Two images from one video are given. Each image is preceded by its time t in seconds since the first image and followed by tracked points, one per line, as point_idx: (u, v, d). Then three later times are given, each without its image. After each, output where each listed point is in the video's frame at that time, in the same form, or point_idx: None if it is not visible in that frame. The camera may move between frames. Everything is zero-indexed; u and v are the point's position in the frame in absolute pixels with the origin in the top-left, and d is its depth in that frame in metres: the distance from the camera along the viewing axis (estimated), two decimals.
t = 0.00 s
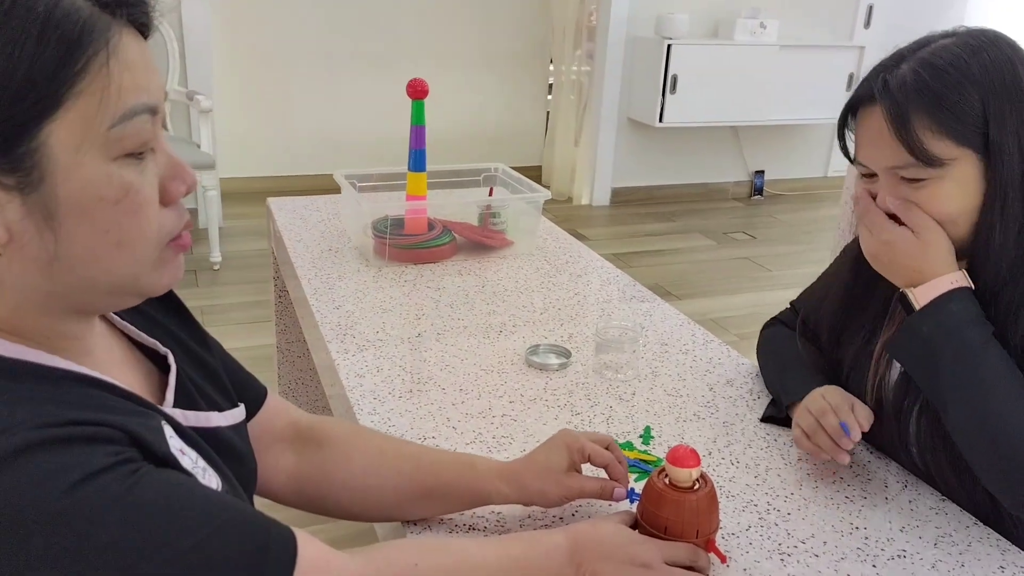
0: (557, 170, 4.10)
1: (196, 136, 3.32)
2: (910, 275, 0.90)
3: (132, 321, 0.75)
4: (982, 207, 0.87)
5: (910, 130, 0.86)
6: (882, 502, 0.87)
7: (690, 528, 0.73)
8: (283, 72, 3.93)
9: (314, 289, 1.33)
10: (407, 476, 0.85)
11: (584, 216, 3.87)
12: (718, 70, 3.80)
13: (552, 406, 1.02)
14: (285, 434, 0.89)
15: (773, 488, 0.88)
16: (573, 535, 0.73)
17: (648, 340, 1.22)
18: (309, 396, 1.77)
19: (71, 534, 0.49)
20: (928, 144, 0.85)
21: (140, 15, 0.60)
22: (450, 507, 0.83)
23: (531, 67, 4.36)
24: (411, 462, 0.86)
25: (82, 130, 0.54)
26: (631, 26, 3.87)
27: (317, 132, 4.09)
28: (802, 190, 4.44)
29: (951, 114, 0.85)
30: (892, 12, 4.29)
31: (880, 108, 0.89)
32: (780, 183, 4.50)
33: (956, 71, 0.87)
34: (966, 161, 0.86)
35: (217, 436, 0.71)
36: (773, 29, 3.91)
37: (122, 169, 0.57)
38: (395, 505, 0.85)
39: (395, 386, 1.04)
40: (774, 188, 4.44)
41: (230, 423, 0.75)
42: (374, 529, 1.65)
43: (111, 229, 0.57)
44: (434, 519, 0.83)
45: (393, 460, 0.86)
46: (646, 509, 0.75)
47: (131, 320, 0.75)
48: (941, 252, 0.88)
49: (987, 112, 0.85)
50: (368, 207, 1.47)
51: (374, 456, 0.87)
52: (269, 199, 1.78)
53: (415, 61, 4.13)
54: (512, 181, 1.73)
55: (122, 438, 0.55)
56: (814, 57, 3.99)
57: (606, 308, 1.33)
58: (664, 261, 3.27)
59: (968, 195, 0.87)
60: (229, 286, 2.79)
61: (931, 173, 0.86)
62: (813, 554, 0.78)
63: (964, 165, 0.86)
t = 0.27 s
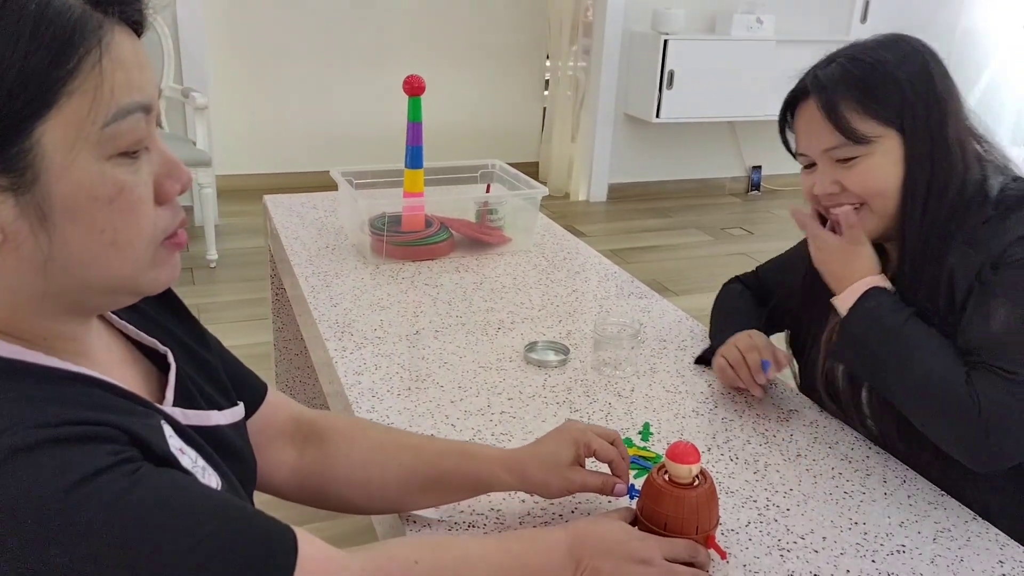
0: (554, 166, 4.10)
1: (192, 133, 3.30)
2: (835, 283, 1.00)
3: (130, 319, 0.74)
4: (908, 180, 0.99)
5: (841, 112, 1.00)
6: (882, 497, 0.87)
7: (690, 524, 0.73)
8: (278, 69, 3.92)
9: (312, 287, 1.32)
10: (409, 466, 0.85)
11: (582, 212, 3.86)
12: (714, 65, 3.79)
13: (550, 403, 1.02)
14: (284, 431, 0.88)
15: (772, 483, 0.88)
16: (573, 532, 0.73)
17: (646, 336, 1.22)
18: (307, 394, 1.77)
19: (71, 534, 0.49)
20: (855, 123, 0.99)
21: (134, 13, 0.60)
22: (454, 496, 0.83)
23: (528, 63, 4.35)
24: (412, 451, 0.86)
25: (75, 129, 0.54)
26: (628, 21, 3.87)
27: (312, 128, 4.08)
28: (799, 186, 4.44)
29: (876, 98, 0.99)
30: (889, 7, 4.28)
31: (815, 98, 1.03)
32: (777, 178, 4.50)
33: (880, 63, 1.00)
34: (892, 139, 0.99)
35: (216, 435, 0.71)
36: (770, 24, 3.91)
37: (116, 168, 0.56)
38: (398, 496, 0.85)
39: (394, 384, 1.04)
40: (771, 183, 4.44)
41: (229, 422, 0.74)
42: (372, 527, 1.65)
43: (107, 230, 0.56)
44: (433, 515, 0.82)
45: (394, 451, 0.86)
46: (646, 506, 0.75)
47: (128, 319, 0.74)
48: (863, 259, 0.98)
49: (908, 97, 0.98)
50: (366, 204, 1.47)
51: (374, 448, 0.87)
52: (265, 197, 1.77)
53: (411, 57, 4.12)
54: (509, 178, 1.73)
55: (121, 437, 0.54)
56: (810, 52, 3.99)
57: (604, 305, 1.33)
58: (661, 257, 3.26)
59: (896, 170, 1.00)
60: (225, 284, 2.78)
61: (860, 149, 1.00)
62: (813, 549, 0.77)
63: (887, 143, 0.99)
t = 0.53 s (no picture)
0: (552, 163, 4.09)
1: (190, 131, 3.30)
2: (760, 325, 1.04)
3: (126, 319, 0.74)
4: (816, 184, 1.06)
5: (756, 122, 1.07)
6: (881, 494, 0.87)
7: (689, 522, 0.73)
8: (275, 66, 3.91)
9: (310, 285, 1.32)
10: (408, 460, 0.85)
11: (580, 209, 3.86)
12: (712, 62, 3.79)
13: (550, 401, 1.02)
14: (283, 428, 0.88)
15: (772, 480, 0.88)
16: (572, 530, 0.73)
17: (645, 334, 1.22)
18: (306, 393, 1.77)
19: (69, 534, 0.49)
20: (768, 132, 1.07)
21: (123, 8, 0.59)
22: (453, 490, 0.83)
23: (526, 60, 4.35)
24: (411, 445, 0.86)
25: (67, 127, 0.53)
26: (625, 18, 3.87)
27: (310, 125, 4.07)
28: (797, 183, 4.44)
29: (786, 107, 1.06)
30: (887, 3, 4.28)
31: (734, 109, 1.10)
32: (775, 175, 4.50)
33: (791, 75, 1.08)
34: (802, 144, 1.07)
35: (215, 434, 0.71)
36: (768, 21, 3.91)
37: (110, 166, 0.56)
38: (399, 491, 0.84)
39: (393, 382, 1.04)
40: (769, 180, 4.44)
41: (227, 421, 0.74)
42: (371, 525, 1.65)
43: (102, 228, 0.56)
44: (432, 512, 0.82)
45: (394, 447, 0.86)
46: (645, 504, 0.75)
47: (125, 318, 0.74)
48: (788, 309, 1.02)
49: (815, 105, 1.05)
50: (364, 202, 1.46)
51: (374, 443, 0.87)
52: (262, 196, 1.77)
53: (409, 54, 4.12)
54: (508, 176, 1.73)
55: (120, 438, 0.54)
56: (808, 48, 3.99)
57: (603, 302, 1.32)
58: (659, 254, 3.27)
59: (806, 174, 1.07)
60: (223, 283, 2.78)
61: (776, 155, 1.07)
62: (813, 547, 0.77)
63: (799, 148, 1.07)
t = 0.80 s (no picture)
0: (550, 161, 4.09)
1: (187, 129, 3.28)
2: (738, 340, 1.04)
3: (123, 318, 0.74)
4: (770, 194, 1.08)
5: (707, 137, 1.08)
6: (880, 491, 0.87)
7: (688, 518, 0.73)
8: (272, 64, 3.90)
9: (308, 282, 1.32)
10: (404, 457, 0.85)
11: (578, 207, 3.86)
12: (710, 59, 3.79)
13: (548, 398, 1.02)
14: (283, 426, 0.88)
15: (770, 478, 0.88)
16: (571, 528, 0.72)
17: (644, 331, 1.22)
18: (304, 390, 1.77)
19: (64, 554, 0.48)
20: (719, 147, 1.08)
21: None
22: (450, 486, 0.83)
23: (523, 58, 4.34)
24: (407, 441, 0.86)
25: (55, 117, 0.53)
26: (623, 16, 3.86)
27: (307, 123, 4.06)
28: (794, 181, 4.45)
29: (735, 122, 1.08)
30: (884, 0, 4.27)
31: (684, 125, 1.11)
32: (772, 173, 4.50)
33: (734, 92, 1.10)
34: (754, 157, 1.08)
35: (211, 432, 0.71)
36: (765, 18, 3.91)
37: (101, 156, 0.56)
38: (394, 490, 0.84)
39: (391, 379, 1.04)
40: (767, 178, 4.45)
41: (223, 424, 0.74)
42: (371, 523, 1.65)
43: (93, 219, 0.56)
44: (431, 509, 0.82)
45: (390, 443, 0.86)
46: (644, 502, 0.75)
47: (121, 317, 0.74)
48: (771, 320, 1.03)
49: (761, 120, 1.08)
50: (362, 199, 1.46)
51: (370, 440, 0.87)
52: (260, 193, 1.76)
53: (406, 52, 4.11)
54: (506, 173, 1.73)
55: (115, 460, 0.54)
56: (806, 46, 3.99)
57: (601, 299, 1.32)
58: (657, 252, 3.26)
59: (760, 185, 1.09)
60: (221, 281, 2.77)
61: (730, 168, 1.09)
62: (811, 543, 0.77)
63: (751, 159, 1.08)
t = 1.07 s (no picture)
0: (548, 159, 4.09)
1: (186, 128, 3.28)
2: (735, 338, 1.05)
3: (123, 317, 0.74)
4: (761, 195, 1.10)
5: (696, 142, 1.09)
6: (878, 487, 0.87)
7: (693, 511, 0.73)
8: (271, 62, 3.90)
9: (307, 280, 1.32)
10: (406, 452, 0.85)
11: (576, 205, 3.87)
12: (708, 58, 3.79)
13: (547, 396, 1.02)
14: (284, 422, 0.88)
15: (768, 474, 0.88)
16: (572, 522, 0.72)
17: (642, 328, 1.22)
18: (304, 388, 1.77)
19: (62, 556, 0.48)
20: (709, 151, 1.09)
21: None
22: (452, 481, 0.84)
23: (522, 56, 4.34)
24: (408, 436, 0.86)
25: (54, 115, 0.53)
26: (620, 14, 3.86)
27: (306, 121, 4.06)
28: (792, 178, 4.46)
29: (723, 126, 1.09)
30: None
31: (672, 132, 1.12)
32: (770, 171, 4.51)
33: (719, 98, 1.12)
34: (743, 160, 1.10)
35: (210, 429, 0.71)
36: (763, 16, 3.91)
37: (99, 155, 0.56)
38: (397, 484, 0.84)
39: (390, 377, 1.04)
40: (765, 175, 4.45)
41: (221, 421, 0.74)
42: (370, 519, 1.65)
43: (91, 217, 0.56)
44: (432, 506, 0.82)
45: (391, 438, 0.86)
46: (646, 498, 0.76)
47: (121, 317, 0.74)
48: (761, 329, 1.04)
49: (747, 124, 1.10)
50: (361, 197, 1.46)
51: (371, 435, 0.87)
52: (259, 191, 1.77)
53: (405, 50, 4.11)
54: (505, 171, 1.73)
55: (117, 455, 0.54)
56: (803, 44, 3.99)
57: (599, 296, 1.33)
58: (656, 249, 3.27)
59: (750, 187, 1.10)
60: (220, 278, 2.78)
61: (720, 172, 1.10)
62: (808, 539, 0.78)
63: (740, 163, 1.10)
